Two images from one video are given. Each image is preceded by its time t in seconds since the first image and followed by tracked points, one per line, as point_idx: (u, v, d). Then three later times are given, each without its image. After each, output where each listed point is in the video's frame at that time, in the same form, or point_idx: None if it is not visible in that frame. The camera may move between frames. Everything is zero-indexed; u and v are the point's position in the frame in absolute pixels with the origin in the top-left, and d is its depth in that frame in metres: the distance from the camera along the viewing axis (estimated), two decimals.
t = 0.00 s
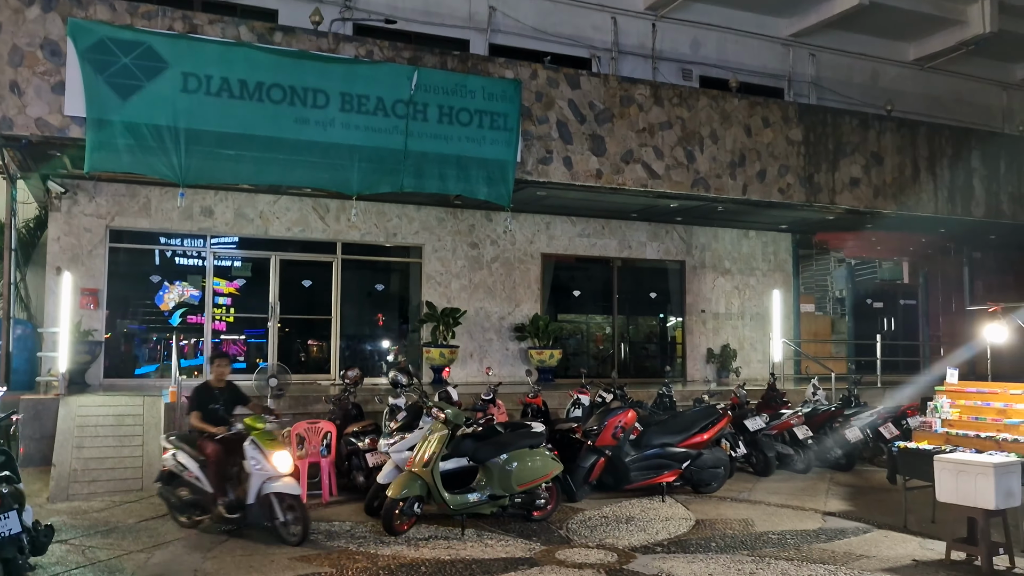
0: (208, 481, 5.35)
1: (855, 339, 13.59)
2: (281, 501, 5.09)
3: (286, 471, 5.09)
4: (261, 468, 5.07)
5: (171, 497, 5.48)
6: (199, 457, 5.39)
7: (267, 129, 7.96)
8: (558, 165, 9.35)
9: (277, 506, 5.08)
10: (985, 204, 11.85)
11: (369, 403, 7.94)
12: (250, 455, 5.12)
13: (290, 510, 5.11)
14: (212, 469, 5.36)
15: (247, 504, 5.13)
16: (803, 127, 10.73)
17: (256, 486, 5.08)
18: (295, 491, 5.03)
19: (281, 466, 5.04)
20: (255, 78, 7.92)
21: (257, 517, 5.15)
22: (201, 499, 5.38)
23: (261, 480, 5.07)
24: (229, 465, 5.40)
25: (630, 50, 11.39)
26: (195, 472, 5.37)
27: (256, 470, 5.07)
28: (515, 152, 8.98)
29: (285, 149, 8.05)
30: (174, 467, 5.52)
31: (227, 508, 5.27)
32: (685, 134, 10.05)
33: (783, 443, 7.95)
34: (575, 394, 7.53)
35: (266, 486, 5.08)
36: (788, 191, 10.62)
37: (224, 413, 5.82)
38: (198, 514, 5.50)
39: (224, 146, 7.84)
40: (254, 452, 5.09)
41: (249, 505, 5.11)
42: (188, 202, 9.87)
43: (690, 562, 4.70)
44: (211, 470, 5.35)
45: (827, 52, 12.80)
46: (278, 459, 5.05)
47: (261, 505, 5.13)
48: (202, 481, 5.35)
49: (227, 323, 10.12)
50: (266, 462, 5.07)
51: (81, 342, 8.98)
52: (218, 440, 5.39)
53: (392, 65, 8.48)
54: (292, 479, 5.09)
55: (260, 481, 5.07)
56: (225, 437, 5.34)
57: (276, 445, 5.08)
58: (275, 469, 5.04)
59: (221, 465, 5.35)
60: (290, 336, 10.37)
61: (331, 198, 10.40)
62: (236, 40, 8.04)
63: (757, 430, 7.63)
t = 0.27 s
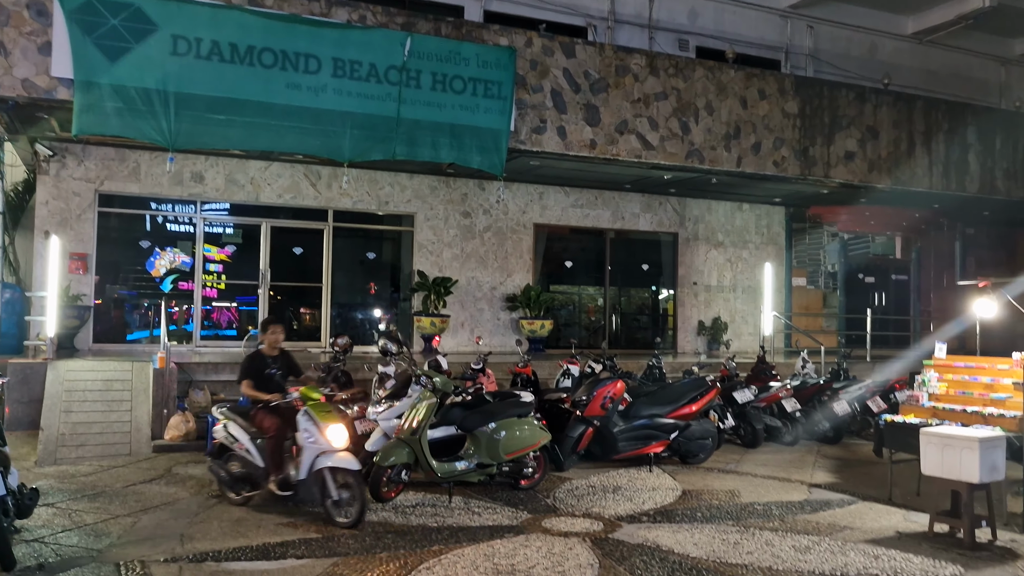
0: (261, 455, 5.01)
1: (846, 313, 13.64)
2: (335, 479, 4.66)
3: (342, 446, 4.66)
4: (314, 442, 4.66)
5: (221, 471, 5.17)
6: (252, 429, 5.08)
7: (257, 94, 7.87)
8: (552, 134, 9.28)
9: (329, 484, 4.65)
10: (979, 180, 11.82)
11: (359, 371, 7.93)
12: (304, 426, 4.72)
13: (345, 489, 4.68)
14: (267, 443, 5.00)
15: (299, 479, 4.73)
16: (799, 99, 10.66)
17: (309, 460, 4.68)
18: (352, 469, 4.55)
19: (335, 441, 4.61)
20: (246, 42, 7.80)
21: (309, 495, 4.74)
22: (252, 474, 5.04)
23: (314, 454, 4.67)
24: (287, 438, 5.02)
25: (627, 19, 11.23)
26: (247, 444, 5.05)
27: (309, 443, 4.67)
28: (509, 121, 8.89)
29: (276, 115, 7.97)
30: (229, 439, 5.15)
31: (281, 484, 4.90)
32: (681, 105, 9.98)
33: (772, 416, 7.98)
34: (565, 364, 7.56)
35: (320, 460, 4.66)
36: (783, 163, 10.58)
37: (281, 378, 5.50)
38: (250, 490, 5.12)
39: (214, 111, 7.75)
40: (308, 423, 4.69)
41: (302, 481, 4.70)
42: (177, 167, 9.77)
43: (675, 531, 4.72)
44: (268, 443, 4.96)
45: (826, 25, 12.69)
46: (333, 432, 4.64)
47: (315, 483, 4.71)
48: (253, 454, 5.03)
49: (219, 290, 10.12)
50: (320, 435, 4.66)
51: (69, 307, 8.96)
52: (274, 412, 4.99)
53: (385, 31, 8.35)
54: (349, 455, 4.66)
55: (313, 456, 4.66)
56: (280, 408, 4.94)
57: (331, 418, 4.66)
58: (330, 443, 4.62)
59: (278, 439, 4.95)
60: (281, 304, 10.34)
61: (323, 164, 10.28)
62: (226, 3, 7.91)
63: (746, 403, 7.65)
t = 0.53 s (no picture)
0: (327, 444, 4.45)
1: (834, 294, 13.66)
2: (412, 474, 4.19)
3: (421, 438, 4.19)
4: (390, 433, 4.16)
5: (280, 460, 4.63)
6: (315, 415, 4.50)
7: (243, 64, 7.72)
8: (543, 110, 9.18)
9: (407, 479, 4.18)
10: (970, 161, 11.78)
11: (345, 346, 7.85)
12: (379, 415, 4.21)
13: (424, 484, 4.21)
14: (334, 432, 4.44)
15: (373, 474, 4.21)
16: (791, 78, 10.58)
17: (384, 454, 4.18)
18: (432, 462, 4.17)
19: (415, 432, 4.15)
20: (231, 11, 7.63)
21: (382, 492, 4.23)
22: (315, 466, 4.49)
23: (390, 446, 4.17)
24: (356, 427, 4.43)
25: None
26: (310, 433, 4.48)
27: (384, 434, 4.17)
28: (499, 96, 8.77)
29: (262, 86, 7.83)
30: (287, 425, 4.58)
31: (350, 479, 4.32)
32: (673, 82, 9.88)
33: (759, 395, 7.97)
34: (552, 341, 7.51)
35: (395, 455, 4.17)
36: (774, 143, 10.52)
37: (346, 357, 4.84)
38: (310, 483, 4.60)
39: (198, 81, 7.61)
40: (383, 413, 4.18)
41: (373, 475, 4.21)
42: (161, 138, 9.60)
43: (663, 510, 4.70)
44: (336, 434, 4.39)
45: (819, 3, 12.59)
46: (412, 423, 4.17)
47: (390, 478, 4.23)
48: (317, 443, 4.48)
49: (204, 265, 10.03)
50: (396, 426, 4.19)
51: (52, 279, 8.84)
52: (343, 398, 4.39)
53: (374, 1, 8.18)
54: (427, 447, 4.22)
55: (388, 449, 4.17)
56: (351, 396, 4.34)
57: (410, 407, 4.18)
58: (408, 435, 4.15)
59: (347, 429, 4.37)
60: (267, 278, 10.27)
61: (310, 137, 10.11)
62: None
63: (734, 381, 7.61)
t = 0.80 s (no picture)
0: (419, 451, 4.05)
1: (820, 280, 13.68)
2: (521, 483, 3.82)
3: (528, 443, 3.85)
4: (496, 438, 3.79)
5: (357, 465, 4.20)
6: (405, 419, 4.13)
7: (226, 41, 7.55)
8: (531, 91, 9.05)
9: (515, 487, 3.80)
10: (957, 147, 11.74)
11: (330, 330, 7.73)
12: (483, 420, 3.84)
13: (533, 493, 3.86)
14: (430, 438, 4.06)
15: (475, 482, 3.85)
16: (781, 62, 10.50)
17: (488, 460, 3.80)
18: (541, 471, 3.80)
19: (524, 434, 3.81)
20: None
21: (486, 501, 3.87)
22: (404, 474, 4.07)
23: (496, 453, 3.80)
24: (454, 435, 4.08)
25: None
26: (398, 438, 4.08)
27: (490, 440, 3.80)
28: (486, 76, 8.62)
29: (245, 64, 7.65)
30: (369, 429, 4.19)
31: (449, 489, 3.99)
32: (662, 64, 9.77)
33: (747, 381, 7.93)
34: (541, 325, 7.39)
35: (501, 461, 3.79)
36: (763, 127, 10.45)
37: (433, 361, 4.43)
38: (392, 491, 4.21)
39: (180, 58, 7.43)
40: (488, 415, 3.82)
41: (479, 484, 3.86)
42: (142, 116, 9.39)
43: (654, 498, 4.64)
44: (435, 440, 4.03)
45: None
46: (520, 425, 3.82)
47: (493, 486, 3.87)
48: (406, 449, 4.08)
49: (186, 246, 9.83)
50: (502, 428, 3.83)
51: (29, 261, 8.68)
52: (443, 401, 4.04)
53: None
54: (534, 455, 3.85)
55: (493, 455, 3.79)
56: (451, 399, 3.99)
57: (517, 408, 3.84)
58: (518, 438, 3.80)
59: (447, 435, 4.02)
60: (250, 261, 10.10)
61: (294, 117, 9.94)
62: None
63: (722, 367, 7.56)
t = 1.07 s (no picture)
0: (539, 477, 3.60)
1: (805, 274, 13.70)
2: (662, 515, 3.41)
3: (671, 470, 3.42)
4: (636, 465, 3.38)
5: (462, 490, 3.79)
6: (520, 439, 3.69)
7: (207, 31, 7.41)
8: (517, 83, 8.94)
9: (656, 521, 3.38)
10: (942, 142, 11.74)
11: (314, 325, 7.63)
12: (619, 442, 3.44)
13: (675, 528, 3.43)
14: (554, 463, 3.61)
15: (609, 514, 3.43)
16: (768, 55, 10.45)
17: (628, 490, 3.38)
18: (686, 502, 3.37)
19: (667, 461, 3.39)
20: None
21: (622, 536, 3.45)
22: (520, 501, 3.61)
23: (634, 481, 3.38)
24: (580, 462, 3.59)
25: None
26: (513, 460, 3.64)
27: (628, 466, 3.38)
28: (472, 69, 8.51)
29: (226, 54, 7.51)
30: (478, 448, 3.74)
31: (576, 523, 3.53)
32: (649, 57, 9.69)
33: (734, 376, 7.90)
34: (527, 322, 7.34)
35: (642, 492, 3.37)
36: (750, 121, 10.41)
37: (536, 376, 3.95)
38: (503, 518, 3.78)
39: (159, 48, 7.28)
40: (626, 437, 3.42)
41: (611, 517, 3.43)
42: (120, 108, 9.21)
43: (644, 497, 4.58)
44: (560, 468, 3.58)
45: None
46: (662, 450, 3.41)
47: (628, 519, 3.45)
48: (523, 473, 3.62)
49: (167, 240, 9.69)
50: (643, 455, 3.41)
51: (6, 254, 8.51)
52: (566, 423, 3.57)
53: None
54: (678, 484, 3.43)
55: (632, 485, 3.38)
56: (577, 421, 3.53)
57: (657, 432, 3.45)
58: (661, 465, 3.39)
59: (575, 463, 3.54)
60: (231, 254, 9.97)
61: (276, 109, 9.79)
62: None
63: (710, 362, 7.54)
